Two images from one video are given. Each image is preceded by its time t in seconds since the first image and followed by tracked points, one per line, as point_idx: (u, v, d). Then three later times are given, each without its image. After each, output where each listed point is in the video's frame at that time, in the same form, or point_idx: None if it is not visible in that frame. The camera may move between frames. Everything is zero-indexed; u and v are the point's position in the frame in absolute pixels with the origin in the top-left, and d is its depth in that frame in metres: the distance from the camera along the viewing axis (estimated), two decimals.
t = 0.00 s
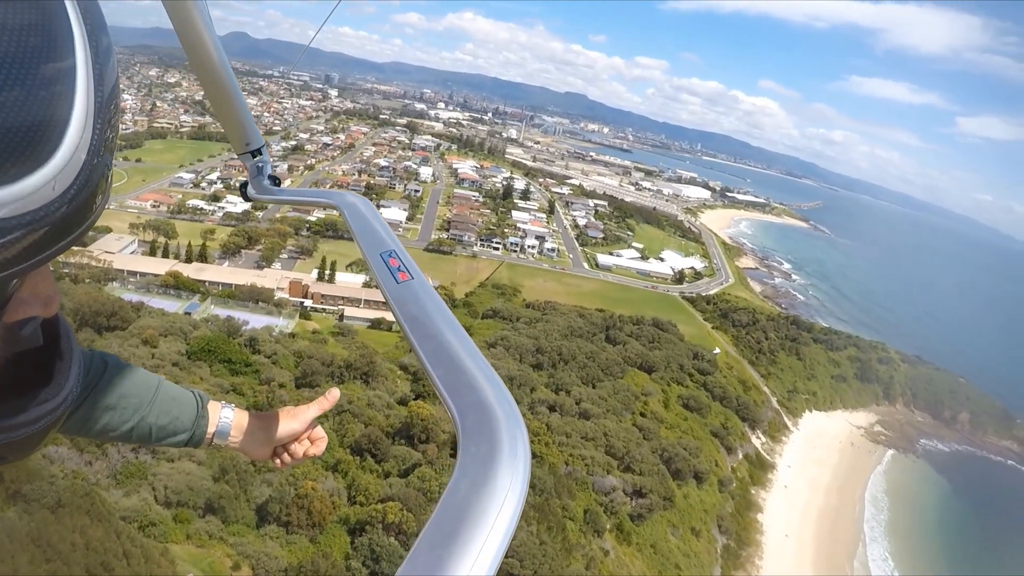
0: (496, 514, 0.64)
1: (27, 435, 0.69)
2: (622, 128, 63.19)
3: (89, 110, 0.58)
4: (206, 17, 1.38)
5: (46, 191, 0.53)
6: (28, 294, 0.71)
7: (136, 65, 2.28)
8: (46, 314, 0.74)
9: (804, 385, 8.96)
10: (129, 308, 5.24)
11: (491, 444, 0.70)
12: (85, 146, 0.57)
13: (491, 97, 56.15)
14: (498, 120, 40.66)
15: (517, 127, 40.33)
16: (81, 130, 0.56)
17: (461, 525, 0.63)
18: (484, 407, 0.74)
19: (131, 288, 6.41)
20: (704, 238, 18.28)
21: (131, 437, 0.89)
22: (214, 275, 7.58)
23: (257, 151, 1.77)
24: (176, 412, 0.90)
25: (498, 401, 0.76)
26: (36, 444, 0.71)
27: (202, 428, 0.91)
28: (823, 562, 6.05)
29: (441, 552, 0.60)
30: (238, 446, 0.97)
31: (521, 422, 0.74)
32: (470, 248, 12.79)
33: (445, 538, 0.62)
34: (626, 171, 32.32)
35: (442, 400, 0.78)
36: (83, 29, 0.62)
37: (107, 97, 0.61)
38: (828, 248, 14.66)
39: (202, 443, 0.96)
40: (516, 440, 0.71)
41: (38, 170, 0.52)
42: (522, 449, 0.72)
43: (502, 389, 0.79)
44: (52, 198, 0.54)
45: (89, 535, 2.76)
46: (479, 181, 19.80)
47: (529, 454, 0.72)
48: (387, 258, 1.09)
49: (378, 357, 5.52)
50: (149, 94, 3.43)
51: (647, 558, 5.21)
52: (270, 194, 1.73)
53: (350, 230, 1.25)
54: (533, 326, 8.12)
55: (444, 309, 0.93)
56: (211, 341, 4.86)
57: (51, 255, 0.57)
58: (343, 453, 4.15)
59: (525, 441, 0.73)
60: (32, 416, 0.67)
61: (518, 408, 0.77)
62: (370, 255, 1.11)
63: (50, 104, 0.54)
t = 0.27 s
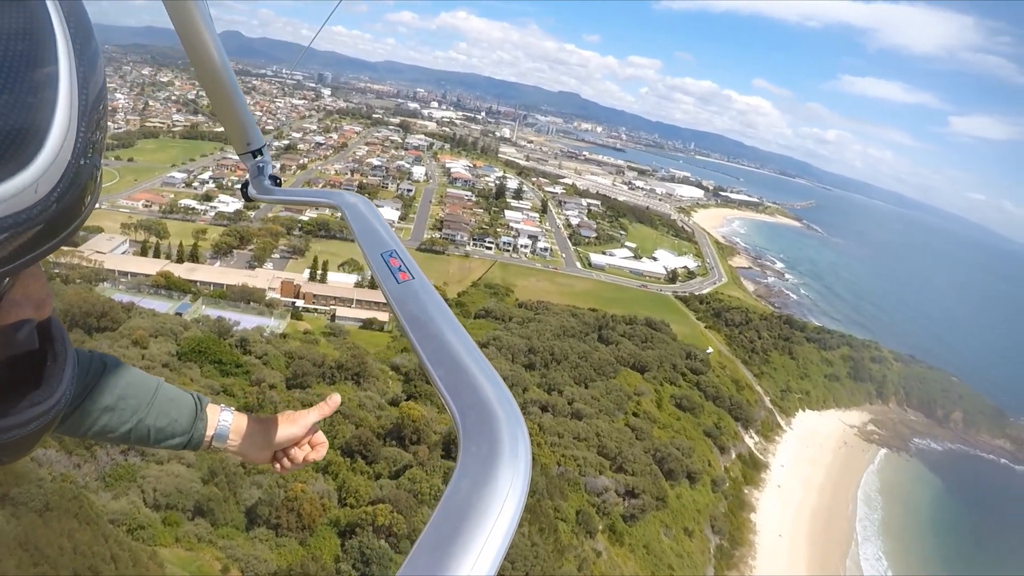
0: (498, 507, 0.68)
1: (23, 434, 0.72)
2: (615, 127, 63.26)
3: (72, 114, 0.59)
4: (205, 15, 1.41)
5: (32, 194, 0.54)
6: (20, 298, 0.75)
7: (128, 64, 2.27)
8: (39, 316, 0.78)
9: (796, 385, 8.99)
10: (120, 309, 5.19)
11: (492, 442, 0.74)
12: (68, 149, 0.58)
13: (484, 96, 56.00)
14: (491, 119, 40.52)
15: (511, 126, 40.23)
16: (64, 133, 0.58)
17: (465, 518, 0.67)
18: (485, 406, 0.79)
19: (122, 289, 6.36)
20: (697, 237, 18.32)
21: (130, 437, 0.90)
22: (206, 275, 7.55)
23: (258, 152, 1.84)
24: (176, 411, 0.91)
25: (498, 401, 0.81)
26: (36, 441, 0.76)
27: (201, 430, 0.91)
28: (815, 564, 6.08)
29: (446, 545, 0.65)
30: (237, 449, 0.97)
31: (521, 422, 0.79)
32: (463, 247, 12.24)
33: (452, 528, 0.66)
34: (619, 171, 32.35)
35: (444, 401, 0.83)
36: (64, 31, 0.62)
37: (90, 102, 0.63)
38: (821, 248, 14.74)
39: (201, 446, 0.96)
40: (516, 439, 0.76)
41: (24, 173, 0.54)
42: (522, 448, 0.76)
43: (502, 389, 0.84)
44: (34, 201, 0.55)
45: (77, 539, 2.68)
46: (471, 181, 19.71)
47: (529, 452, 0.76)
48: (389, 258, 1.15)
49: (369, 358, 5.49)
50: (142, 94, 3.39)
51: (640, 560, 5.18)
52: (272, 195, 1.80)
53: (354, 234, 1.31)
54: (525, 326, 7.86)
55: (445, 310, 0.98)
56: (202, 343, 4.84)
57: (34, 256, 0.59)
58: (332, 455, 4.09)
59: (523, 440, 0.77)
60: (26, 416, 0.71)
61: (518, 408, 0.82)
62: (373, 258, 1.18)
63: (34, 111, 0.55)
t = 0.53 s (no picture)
0: (499, 509, 0.68)
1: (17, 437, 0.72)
2: (608, 126, 63.34)
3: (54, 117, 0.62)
4: (207, 17, 1.57)
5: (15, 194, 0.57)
6: (15, 302, 0.75)
7: (120, 62, 2.25)
8: (30, 320, 0.78)
9: (789, 384, 9.03)
10: (109, 309, 5.14)
11: (493, 442, 0.74)
12: (50, 147, 0.61)
13: (477, 95, 55.82)
14: (484, 118, 40.41)
15: (503, 125, 40.11)
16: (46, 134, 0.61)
17: (466, 518, 0.66)
18: (485, 406, 0.79)
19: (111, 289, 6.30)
20: (690, 237, 18.35)
21: (125, 444, 0.90)
22: (197, 275, 7.49)
23: (260, 152, 1.91)
24: (172, 420, 0.91)
25: (499, 402, 0.81)
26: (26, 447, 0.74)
27: (194, 441, 0.90)
28: (809, 565, 6.07)
29: (446, 546, 0.64)
30: (231, 461, 0.95)
31: (522, 423, 0.78)
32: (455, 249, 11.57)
33: (453, 530, 0.66)
34: (612, 170, 32.38)
35: (444, 401, 0.83)
36: (47, 39, 0.66)
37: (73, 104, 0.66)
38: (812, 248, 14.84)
39: (197, 455, 0.96)
40: (518, 439, 0.76)
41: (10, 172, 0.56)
42: (523, 447, 0.76)
43: (503, 390, 0.84)
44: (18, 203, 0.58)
45: (65, 543, 2.67)
46: (464, 180, 19.63)
47: (531, 453, 0.76)
48: (390, 258, 1.16)
49: (360, 359, 5.48)
50: (133, 91, 3.35)
51: (632, 560, 5.15)
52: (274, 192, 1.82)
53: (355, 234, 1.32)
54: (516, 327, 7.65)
55: (445, 309, 0.99)
56: (192, 343, 4.80)
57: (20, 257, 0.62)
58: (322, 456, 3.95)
59: (524, 439, 0.77)
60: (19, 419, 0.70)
61: (519, 409, 0.82)
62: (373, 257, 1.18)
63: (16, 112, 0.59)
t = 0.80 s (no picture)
0: (499, 514, 0.67)
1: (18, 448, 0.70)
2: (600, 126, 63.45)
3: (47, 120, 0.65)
4: (208, 16, 1.54)
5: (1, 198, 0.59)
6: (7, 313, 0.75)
7: (111, 62, 2.23)
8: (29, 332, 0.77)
9: (781, 383, 9.06)
10: (98, 310, 5.09)
11: (494, 443, 0.74)
12: (41, 149, 0.63)
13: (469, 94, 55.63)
14: (476, 118, 40.26)
15: (495, 125, 40.02)
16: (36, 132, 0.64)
17: (466, 517, 0.66)
18: (486, 405, 0.79)
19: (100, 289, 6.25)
20: (681, 236, 18.38)
21: (120, 453, 0.88)
22: (186, 276, 7.42)
23: (260, 152, 1.91)
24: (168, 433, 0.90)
25: (499, 402, 0.81)
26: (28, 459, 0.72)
27: (192, 455, 0.89)
28: (801, 565, 6.06)
29: (444, 546, 0.63)
30: (229, 476, 0.94)
31: (523, 422, 0.78)
32: (446, 247, 11.46)
33: (451, 530, 0.65)
34: (604, 170, 32.42)
35: (445, 400, 0.83)
36: (35, 46, 0.68)
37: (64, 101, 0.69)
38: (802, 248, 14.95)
39: (193, 468, 0.94)
40: (519, 441, 0.75)
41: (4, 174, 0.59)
42: (524, 447, 0.76)
43: (504, 390, 0.84)
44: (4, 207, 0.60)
45: (50, 547, 2.63)
46: (455, 180, 19.48)
47: (532, 455, 0.75)
48: (392, 259, 1.17)
49: (349, 360, 5.43)
50: (123, 90, 3.32)
51: (624, 561, 5.10)
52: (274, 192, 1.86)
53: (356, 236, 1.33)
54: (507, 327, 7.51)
55: (445, 310, 1.00)
56: (181, 345, 4.76)
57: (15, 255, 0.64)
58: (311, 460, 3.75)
59: (525, 439, 0.77)
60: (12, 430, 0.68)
61: (520, 410, 0.81)
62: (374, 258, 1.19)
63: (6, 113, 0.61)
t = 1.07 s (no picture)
0: (497, 514, 0.66)
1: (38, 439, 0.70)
2: (592, 126, 63.62)
3: (82, 114, 0.61)
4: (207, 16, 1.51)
5: (32, 197, 0.55)
6: (34, 303, 0.74)
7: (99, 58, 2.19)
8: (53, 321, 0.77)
9: (772, 382, 9.10)
10: (86, 310, 5.02)
11: (494, 445, 0.73)
12: (75, 145, 0.60)
13: (461, 93, 55.45)
14: (468, 117, 40.16)
15: (487, 124, 39.92)
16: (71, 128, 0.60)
17: (465, 517, 0.65)
18: (486, 404, 0.79)
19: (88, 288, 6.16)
20: (673, 235, 18.42)
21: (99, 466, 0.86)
22: (176, 276, 7.33)
23: (261, 151, 1.83)
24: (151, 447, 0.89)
25: (499, 401, 0.81)
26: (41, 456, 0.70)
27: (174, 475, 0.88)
28: (794, 565, 6.08)
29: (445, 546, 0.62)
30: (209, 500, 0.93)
31: (522, 422, 0.78)
32: (438, 246, 11.61)
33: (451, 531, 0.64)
34: (596, 169, 32.48)
35: (444, 399, 0.82)
36: (70, 41, 0.64)
37: (94, 93, 0.65)
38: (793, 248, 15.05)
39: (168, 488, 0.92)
40: (519, 441, 0.75)
41: (35, 172, 0.55)
42: (524, 446, 0.75)
43: (503, 389, 0.84)
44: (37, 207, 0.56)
45: (37, 551, 2.60)
46: (447, 180, 19.08)
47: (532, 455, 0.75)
48: (390, 257, 1.16)
49: (339, 360, 5.40)
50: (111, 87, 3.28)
51: (616, 561, 5.07)
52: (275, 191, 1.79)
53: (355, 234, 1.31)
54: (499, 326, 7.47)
55: (444, 308, 0.99)
56: (171, 346, 4.70)
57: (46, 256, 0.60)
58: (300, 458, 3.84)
59: (525, 439, 0.76)
60: (33, 420, 0.69)
61: (520, 409, 0.81)
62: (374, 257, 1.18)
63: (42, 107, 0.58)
